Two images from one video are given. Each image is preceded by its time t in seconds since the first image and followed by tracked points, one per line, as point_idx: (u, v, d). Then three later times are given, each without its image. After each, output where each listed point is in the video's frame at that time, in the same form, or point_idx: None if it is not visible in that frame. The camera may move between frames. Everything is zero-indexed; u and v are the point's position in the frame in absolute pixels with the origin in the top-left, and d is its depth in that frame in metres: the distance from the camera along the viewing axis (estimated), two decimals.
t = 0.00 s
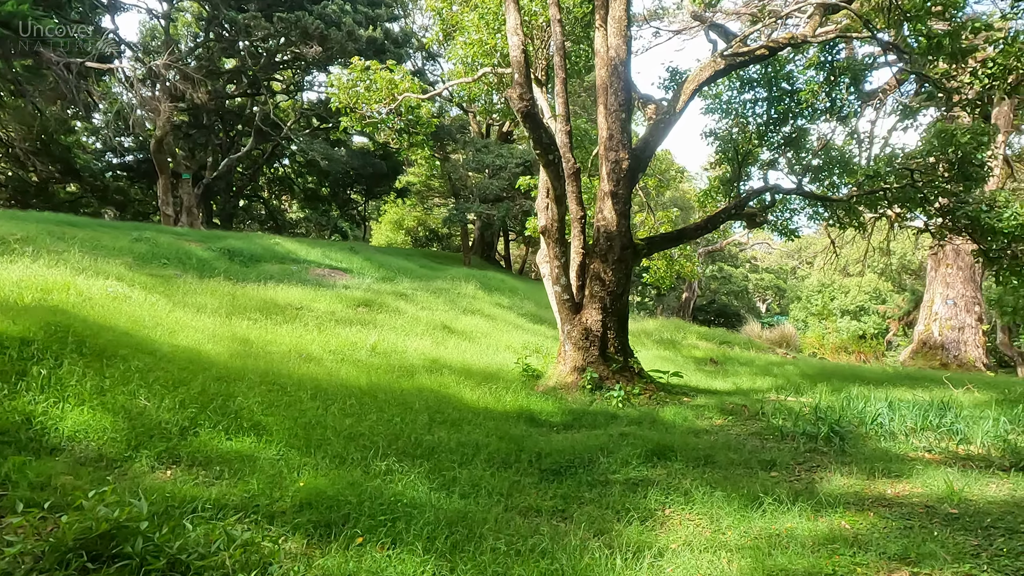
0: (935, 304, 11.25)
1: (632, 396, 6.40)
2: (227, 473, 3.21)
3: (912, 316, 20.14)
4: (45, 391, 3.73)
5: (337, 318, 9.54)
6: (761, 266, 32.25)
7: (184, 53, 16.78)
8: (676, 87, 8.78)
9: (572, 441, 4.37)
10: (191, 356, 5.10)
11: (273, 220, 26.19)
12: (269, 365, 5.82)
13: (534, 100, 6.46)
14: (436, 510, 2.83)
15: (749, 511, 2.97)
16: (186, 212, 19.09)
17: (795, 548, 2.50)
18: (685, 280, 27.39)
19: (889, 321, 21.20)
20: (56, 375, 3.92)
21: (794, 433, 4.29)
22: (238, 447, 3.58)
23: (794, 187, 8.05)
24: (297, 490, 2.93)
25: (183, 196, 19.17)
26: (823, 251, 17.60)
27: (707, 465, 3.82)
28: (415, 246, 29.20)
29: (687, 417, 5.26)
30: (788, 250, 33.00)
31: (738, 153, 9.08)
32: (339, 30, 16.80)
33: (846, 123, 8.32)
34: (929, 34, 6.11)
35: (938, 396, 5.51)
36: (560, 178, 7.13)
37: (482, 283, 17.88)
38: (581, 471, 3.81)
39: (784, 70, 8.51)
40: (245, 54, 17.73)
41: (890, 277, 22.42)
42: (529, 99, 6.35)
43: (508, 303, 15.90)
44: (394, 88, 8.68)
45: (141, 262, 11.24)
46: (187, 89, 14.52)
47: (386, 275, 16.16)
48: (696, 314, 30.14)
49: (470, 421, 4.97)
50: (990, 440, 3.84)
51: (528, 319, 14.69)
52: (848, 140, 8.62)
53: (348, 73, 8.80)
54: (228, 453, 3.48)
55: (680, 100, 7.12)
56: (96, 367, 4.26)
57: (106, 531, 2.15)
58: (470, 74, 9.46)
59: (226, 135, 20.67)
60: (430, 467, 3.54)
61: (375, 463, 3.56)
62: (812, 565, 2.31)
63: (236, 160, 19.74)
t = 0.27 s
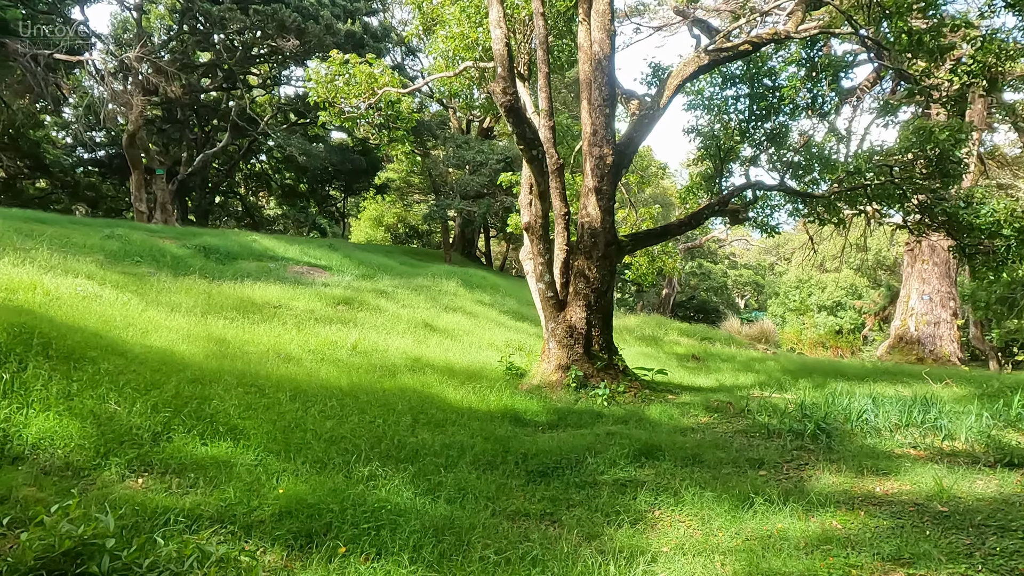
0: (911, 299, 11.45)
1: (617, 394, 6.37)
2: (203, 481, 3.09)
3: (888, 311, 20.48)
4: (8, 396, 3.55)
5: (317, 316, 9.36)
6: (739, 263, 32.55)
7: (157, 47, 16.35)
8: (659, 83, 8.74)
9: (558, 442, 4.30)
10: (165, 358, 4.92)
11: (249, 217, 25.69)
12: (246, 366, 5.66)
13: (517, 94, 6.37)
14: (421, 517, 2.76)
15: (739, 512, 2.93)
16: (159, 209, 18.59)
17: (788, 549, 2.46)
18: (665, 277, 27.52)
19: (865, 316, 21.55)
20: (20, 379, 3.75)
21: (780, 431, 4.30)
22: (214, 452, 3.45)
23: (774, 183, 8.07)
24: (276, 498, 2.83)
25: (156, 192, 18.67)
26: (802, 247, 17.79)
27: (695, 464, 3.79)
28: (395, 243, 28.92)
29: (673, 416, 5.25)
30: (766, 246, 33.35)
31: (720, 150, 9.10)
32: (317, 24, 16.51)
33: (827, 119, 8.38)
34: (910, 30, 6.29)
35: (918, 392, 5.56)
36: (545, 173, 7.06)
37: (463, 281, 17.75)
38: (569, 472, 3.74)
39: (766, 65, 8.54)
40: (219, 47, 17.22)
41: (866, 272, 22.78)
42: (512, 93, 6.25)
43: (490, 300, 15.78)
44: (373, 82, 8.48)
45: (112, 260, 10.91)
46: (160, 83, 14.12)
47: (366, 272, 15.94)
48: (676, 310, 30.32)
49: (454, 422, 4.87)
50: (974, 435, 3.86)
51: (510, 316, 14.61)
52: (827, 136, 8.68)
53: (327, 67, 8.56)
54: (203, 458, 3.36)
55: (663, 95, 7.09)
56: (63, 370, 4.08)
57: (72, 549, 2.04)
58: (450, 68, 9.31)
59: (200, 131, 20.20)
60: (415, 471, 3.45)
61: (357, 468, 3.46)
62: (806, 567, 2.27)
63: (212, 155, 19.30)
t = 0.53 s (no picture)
0: (889, 294, 11.65)
1: (603, 390, 6.34)
2: (181, 484, 2.98)
3: (864, 305, 20.83)
4: None
5: (297, 313, 9.19)
6: (719, 259, 32.85)
7: (129, 38, 15.91)
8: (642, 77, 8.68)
9: (546, 438, 4.25)
10: (139, 356, 4.76)
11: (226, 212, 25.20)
12: (224, 364, 5.51)
13: (502, 87, 6.28)
14: (409, 519, 2.70)
15: (733, 508, 2.91)
16: (132, 204, 18.12)
17: (783, 547, 2.43)
18: (646, 273, 27.67)
19: (842, 311, 21.91)
20: None
21: (768, 425, 4.30)
22: (192, 454, 3.33)
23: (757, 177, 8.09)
24: (259, 501, 2.74)
25: (129, 186, 18.18)
26: (781, 243, 17.97)
27: (686, 460, 3.76)
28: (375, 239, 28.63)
29: (660, 411, 5.24)
30: (745, 242, 33.70)
31: (703, 144, 9.11)
32: (295, 15, 16.23)
33: (808, 114, 8.43)
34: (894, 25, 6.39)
35: (900, 385, 5.61)
36: (530, 167, 6.98)
37: (445, 277, 17.62)
38: (558, 470, 3.70)
39: (749, 60, 8.56)
40: (194, 39, 16.91)
41: (842, 267, 23.14)
42: (497, 85, 6.16)
43: (472, 296, 15.68)
44: (354, 74, 8.25)
45: (83, 256, 10.59)
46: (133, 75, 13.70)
47: (346, 269, 15.73)
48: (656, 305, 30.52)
49: (440, 419, 4.79)
50: (958, 428, 3.88)
51: (493, 312, 14.53)
52: (809, 132, 8.74)
53: (306, 59, 8.31)
54: (181, 460, 3.24)
55: (648, 89, 7.06)
56: (31, 370, 3.91)
57: (41, 560, 1.95)
58: (432, 61, 9.14)
59: (175, 124, 19.73)
60: (401, 471, 3.37)
61: (343, 469, 3.37)
62: (804, 565, 2.24)
63: (187, 149, 18.86)
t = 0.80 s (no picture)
0: (869, 289, 11.79)
1: (591, 386, 6.32)
2: (163, 488, 2.89)
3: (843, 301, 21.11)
4: None
5: (279, 310, 9.03)
6: (701, 254, 33.06)
7: (104, 30, 15.49)
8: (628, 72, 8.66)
9: (536, 436, 4.20)
10: (117, 356, 4.61)
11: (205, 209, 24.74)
12: (206, 363, 5.37)
13: (488, 80, 6.20)
14: (400, 523, 2.66)
15: (727, 506, 2.89)
16: (108, 200, 17.71)
17: (780, 545, 2.41)
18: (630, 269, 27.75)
19: (822, 306, 22.20)
20: None
21: (757, 421, 4.30)
22: (173, 456, 3.23)
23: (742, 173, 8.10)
24: (244, 506, 2.67)
25: (105, 182, 17.75)
26: (763, 239, 18.11)
27: (677, 456, 3.74)
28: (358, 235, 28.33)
29: (649, 407, 5.23)
30: (727, 238, 33.96)
31: (689, 140, 9.12)
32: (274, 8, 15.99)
33: (792, 111, 8.49)
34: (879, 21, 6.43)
35: (883, 380, 5.66)
36: (517, 162, 6.91)
37: (429, 273, 17.49)
38: (549, 468, 3.66)
39: (734, 56, 8.57)
40: (170, 31, 16.48)
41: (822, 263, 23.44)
42: (483, 78, 6.08)
43: (457, 292, 15.59)
44: (336, 68, 8.06)
45: (57, 253, 10.30)
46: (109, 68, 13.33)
47: (329, 265, 15.53)
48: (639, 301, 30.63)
49: (428, 418, 4.71)
50: (945, 422, 3.91)
51: (478, 309, 14.46)
52: (793, 128, 8.79)
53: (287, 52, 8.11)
54: (162, 463, 3.14)
55: (635, 84, 7.03)
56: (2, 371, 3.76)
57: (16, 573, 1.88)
58: (416, 54, 8.98)
59: (151, 119, 19.29)
60: (390, 472, 3.30)
61: (330, 471, 3.30)
62: (802, 564, 2.22)
63: (165, 144, 18.45)
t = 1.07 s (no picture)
0: (853, 286, 11.93)
1: (580, 384, 6.28)
2: (143, 491, 2.80)
3: (826, 298, 21.35)
4: None
5: (263, 309, 8.88)
6: (686, 253, 33.23)
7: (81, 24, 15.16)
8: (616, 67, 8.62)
9: (526, 434, 4.16)
10: (94, 355, 4.47)
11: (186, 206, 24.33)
12: (188, 362, 5.24)
13: (476, 74, 6.12)
14: (390, 526, 2.60)
15: (722, 504, 2.86)
16: (87, 197, 17.32)
17: (776, 542, 2.39)
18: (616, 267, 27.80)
19: (805, 303, 22.43)
20: None
21: (748, 418, 4.30)
22: (154, 458, 3.13)
23: (729, 170, 8.10)
24: (229, 509, 2.60)
25: (83, 179, 17.35)
26: (747, 237, 18.25)
27: (670, 454, 3.72)
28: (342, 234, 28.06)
29: (639, 405, 5.21)
30: (711, 236, 34.19)
31: (676, 137, 9.13)
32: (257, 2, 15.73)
33: (779, 108, 8.52)
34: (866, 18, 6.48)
35: (870, 375, 5.70)
36: (505, 157, 6.84)
37: (414, 271, 17.37)
38: (541, 466, 3.61)
39: (721, 52, 8.58)
40: (150, 25, 16.26)
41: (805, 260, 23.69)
42: (471, 72, 6.00)
43: (443, 291, 15.48)
44: (320, 62, 7.87)
45: (33, 251, 10.03)
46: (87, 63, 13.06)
47: (314, 263, 15.35)
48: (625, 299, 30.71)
49: (417, 417, 4.63)
50: (933, 417, 3.93)
51: (464, 307, 14.37)
52: (779, 125, 8.83)
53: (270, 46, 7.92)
54: (142, 465, 3.04)
55: (623, 79, 7.00)
56: None
57: None
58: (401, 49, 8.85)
59: (131, 115, 18.90)
60: (380, 473, 3.24)
61: (317, 472, 3.22)
62: (801, 563, 2.20)
63: (145, 141, 18.08)
